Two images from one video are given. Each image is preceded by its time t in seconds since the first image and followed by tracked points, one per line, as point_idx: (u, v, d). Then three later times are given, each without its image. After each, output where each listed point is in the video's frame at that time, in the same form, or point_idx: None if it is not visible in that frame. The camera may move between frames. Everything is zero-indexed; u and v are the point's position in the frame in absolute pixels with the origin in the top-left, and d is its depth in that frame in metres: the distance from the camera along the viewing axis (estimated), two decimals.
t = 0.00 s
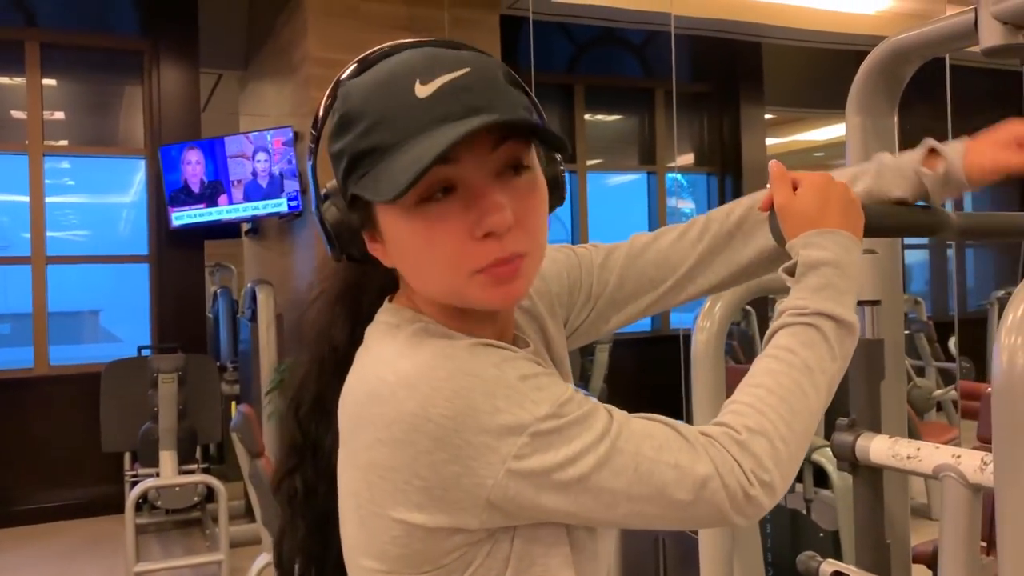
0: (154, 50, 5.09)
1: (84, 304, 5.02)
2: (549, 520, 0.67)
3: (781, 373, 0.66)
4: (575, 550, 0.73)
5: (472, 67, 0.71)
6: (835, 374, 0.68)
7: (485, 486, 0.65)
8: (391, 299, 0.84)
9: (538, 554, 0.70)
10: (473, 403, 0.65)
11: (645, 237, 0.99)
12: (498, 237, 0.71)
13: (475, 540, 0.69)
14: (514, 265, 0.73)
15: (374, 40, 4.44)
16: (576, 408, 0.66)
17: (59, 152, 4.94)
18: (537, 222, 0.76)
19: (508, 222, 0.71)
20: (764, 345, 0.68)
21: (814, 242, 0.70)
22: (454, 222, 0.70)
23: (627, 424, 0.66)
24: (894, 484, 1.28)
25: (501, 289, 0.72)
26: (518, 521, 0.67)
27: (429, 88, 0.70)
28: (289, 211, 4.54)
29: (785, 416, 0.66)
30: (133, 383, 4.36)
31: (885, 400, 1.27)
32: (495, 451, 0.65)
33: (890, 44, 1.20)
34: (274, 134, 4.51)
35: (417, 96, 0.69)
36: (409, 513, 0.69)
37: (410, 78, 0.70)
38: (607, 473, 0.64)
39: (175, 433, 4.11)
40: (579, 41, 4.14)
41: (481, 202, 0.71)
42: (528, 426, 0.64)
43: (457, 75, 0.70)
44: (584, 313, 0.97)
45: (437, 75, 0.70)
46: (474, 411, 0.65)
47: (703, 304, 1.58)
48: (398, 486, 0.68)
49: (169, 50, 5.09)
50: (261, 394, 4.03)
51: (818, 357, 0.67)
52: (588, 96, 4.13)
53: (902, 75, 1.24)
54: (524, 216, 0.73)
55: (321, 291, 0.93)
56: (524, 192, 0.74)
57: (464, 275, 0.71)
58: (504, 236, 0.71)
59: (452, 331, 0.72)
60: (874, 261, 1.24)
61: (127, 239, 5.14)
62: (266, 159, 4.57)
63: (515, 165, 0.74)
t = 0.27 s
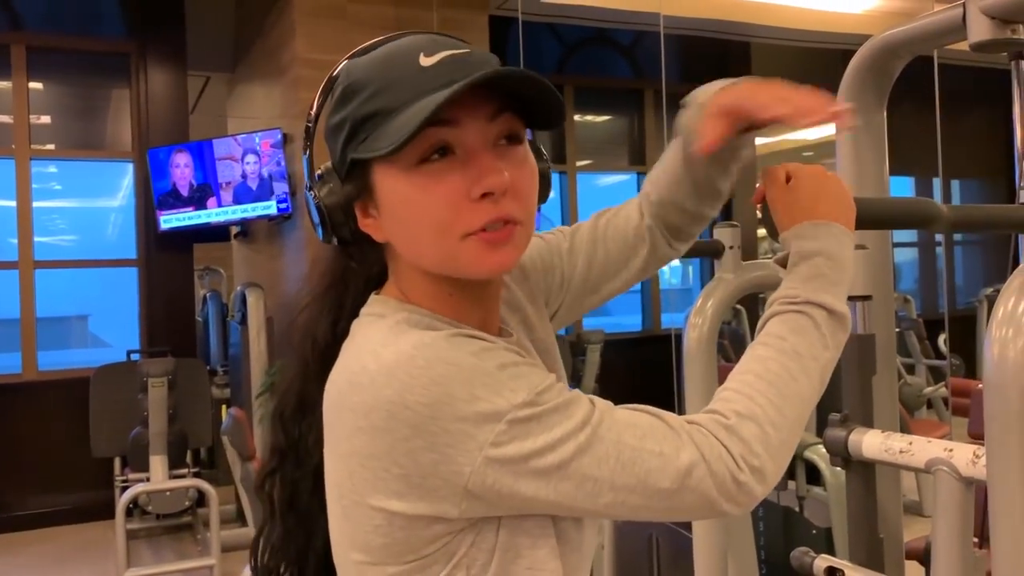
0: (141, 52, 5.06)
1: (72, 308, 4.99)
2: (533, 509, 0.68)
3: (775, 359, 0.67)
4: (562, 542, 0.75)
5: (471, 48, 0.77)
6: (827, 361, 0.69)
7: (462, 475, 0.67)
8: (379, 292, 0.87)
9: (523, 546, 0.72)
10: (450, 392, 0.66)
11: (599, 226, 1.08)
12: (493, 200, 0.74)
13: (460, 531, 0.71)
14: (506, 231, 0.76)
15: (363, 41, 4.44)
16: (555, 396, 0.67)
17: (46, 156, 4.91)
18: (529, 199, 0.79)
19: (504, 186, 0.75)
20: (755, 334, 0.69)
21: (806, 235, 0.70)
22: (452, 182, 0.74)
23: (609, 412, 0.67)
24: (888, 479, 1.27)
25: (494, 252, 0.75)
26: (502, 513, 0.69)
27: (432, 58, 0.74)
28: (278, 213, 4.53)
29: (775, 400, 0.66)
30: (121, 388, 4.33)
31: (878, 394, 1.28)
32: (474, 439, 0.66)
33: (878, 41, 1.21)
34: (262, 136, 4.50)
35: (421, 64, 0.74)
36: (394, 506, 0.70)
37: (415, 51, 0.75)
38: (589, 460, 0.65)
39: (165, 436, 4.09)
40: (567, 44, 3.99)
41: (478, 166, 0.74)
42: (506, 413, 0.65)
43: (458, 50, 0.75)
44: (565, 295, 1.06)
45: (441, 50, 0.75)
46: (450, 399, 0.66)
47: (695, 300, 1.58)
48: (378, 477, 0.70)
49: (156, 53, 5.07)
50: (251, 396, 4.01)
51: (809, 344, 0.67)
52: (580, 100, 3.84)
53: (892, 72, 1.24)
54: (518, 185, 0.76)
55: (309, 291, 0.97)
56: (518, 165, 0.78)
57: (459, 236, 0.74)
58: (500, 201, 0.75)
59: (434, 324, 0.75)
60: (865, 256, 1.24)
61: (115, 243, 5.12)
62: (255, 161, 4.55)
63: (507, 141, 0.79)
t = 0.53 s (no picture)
0: (137, 50, 5.05)
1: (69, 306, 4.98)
2: (517, 508, 0.68)
3: (759, 355, 0.66)
4: (547, 538, 0.75)
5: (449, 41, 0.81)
6: (813, 360, 0.67)
7: (444, 476, 0.67)
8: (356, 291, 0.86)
9: (508, 542, 0.72)
10: (430, 396, 0.66)
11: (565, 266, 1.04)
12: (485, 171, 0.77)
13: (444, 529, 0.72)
14: (495, 204, 0.78)
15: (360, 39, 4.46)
16: (535, 397, 0.67)
17: (42, 154, 4.89)
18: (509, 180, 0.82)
19: (494, 157, 0.78)
20: (741, 332, 0.68)
21: (795, 232, 0.69)
22: (447, 152, 0.76)
23: (590, 410, 0.67)
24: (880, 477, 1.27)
25: (490, 219, 0.77)
26: (485, 510, 0.69)
27: (415, 45, 0.78)
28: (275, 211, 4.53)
29: (759, 397, 0.66)
30: (118, 386, 4.33)
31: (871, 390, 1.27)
32: (453, 442, 0.66)
33: (871, 39, 1.20)
34: (258, 134, 4.47)
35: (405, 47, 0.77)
36: (376, 507, 0.70)
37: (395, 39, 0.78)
38: (569, 461, 0.64)
39: (162, 434, 4.09)
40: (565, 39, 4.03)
41: (468, 136, 0.77)
42: (486, 415, 0.65)
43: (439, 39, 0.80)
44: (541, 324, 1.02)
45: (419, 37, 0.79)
46: (428, 405, 0.66)
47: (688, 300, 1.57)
48: (360, 478, 0.70)
49: (152, 50, 5.06)
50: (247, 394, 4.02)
51: (793, 342, 0.66)
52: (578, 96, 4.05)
53: (887, 69, 1.24)
54: (504, 158, 0.79)
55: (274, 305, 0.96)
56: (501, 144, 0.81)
57: (456, 204, 0.76)
58: (490, 172, 0.77)
59: (414, 321, 0.74)
60: (859, 255, 1.22)
61: (113, 241, 5.11)
62: (252, 159, 4.52)
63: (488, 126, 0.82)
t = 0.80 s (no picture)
0: (152, 43, 5.09)
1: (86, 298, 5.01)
2: (494, 501, 0.68)
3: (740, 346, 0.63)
4: (525, 532, 0.74)
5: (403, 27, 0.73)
6: (796, 351, 0.66)
7: (418, 471, 0.66)
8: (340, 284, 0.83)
9: (486, 536, 0.71)
10: (404, 392, 0.66)
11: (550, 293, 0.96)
12: (431, 181, 0.71)
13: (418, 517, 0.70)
14: (448, 213, 0.73)
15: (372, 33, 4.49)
16: (511, 391, 0.66)
17: (59, 146, 4.93)
18: (476, 177, 0.76)
19: (443, 163, 0.71)
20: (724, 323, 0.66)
21: (782, 223, 0.67)
22: (388, 163, 0.71)
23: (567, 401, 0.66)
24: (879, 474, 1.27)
25: (438, 232, 0.72)
26: (461, 505, 0.68)
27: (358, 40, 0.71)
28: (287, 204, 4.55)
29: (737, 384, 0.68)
30: (132, 377, 4.36)
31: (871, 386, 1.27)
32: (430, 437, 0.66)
33: (875, 34, 1.20)
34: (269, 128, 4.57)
35: (351, 48, 0.70)
36: (353, 500, 0.70)
37: (344, 37, 0.72)
38: (546, 452, 0.65)
39: (174, 424, 4.13)
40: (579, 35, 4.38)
41: (413, 144, 0.71)
42: (459, 410, 0.65)
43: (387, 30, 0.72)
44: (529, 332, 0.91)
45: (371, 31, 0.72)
46: (404, 401, 0.66)
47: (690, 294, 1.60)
48: (337, 470, 0.70)
49: (166, 43, 5.09)
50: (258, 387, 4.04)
51: (776, 334, 0.64)
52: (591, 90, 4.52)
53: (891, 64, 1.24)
54: (459, 162, 0.73)
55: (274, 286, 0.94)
56: (460, 142, 0.74)
57: (400, 217, 0.71)
58: (438, 181, 0.71)
59: (396, 317, 0.73)
60: (858, 249, 1.24)
61: (128, 233, 5.16)
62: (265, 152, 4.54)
63: (449, 119, 0.75)
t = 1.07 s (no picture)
0: (184, 38, 5.17)
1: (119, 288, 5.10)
2: (491, 499, 0.69)
3: (737, 349, 0.68)
4: (520, 529, 0.75)
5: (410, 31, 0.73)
6: (790, 347, 0.70)
7: (413, 470, 0.68)
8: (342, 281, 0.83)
9: (480, 533, 0.72)
10: (399, 393, 0.67)
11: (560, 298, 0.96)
12: (427, 190, 0.71)
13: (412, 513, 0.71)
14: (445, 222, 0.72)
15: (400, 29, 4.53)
16: (506, 392, 0.68)
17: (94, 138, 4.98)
18: (477, 184, 0.75)
19: (438, 173, 0.71)
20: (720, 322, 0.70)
21: (776, 223, 0.70)
22: (385, 171, 0.71)
23: (561, 399, 0.68)
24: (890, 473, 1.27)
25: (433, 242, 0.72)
26: (456, 503, 0.69)
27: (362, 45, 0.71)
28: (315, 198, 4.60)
29: (732, 381, 0.68)
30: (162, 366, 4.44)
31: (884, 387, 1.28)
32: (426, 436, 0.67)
33: (891, 32, 1.20)
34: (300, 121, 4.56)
35: (353, 52, 0.70)
36: (349, 495, 0.71)
37: (348, 41, 0.72)
38: (539, 450, 0.66)
39: (202, 414, 4.20)
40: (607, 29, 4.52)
41: (411, 152, 0.71)
42: (454, 411, 0.67)
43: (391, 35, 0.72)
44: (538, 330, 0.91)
45: (376, 35, 0.72)
46: (400, 400, 0.67)
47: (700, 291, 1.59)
48: (333, 467, 0.71)
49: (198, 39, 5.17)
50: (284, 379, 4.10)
51: (771, 334, 0.68)
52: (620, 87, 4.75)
53: (907, 64, 1.24)
54: (457, 171, 0.73)
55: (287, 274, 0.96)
56: (460, 150, 0.74)
57: (395, 226, 0.71)
58: (434, 190, 0.71)
59: (399, 316, 0.73)
60: (871, 249, 1.25)
61: (161, 224, 5.24)
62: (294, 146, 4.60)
63: (452, 126, 0.74)
